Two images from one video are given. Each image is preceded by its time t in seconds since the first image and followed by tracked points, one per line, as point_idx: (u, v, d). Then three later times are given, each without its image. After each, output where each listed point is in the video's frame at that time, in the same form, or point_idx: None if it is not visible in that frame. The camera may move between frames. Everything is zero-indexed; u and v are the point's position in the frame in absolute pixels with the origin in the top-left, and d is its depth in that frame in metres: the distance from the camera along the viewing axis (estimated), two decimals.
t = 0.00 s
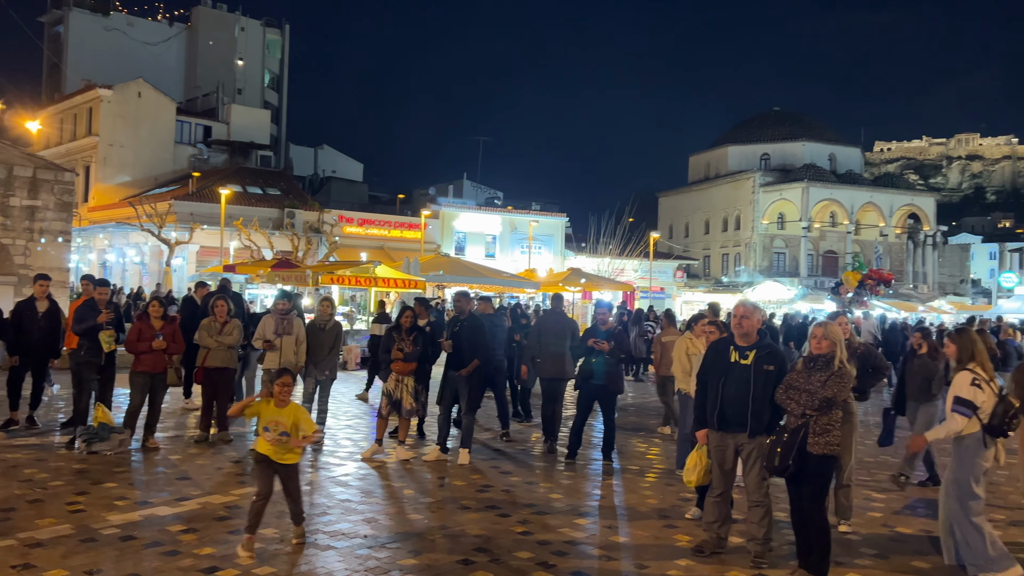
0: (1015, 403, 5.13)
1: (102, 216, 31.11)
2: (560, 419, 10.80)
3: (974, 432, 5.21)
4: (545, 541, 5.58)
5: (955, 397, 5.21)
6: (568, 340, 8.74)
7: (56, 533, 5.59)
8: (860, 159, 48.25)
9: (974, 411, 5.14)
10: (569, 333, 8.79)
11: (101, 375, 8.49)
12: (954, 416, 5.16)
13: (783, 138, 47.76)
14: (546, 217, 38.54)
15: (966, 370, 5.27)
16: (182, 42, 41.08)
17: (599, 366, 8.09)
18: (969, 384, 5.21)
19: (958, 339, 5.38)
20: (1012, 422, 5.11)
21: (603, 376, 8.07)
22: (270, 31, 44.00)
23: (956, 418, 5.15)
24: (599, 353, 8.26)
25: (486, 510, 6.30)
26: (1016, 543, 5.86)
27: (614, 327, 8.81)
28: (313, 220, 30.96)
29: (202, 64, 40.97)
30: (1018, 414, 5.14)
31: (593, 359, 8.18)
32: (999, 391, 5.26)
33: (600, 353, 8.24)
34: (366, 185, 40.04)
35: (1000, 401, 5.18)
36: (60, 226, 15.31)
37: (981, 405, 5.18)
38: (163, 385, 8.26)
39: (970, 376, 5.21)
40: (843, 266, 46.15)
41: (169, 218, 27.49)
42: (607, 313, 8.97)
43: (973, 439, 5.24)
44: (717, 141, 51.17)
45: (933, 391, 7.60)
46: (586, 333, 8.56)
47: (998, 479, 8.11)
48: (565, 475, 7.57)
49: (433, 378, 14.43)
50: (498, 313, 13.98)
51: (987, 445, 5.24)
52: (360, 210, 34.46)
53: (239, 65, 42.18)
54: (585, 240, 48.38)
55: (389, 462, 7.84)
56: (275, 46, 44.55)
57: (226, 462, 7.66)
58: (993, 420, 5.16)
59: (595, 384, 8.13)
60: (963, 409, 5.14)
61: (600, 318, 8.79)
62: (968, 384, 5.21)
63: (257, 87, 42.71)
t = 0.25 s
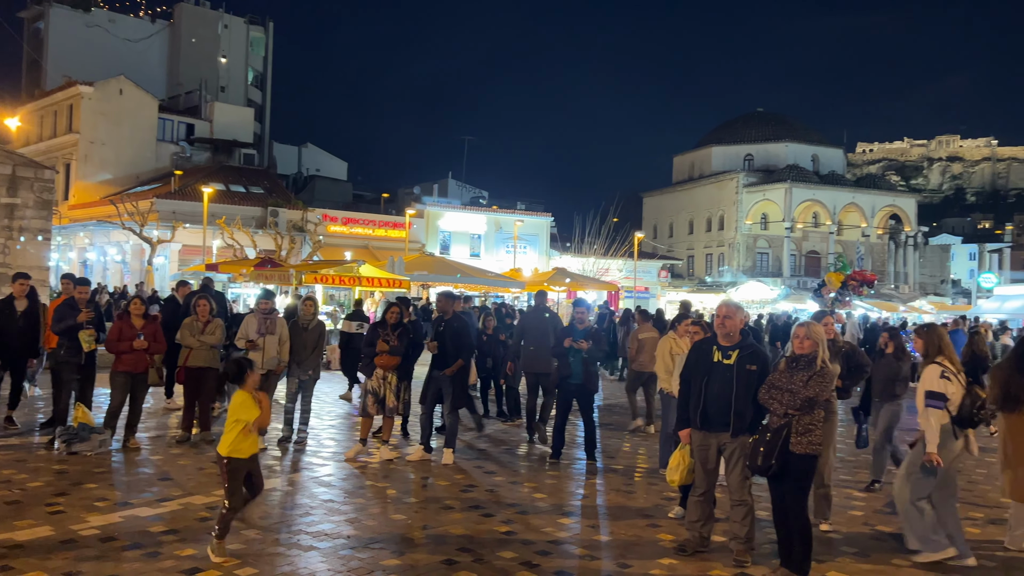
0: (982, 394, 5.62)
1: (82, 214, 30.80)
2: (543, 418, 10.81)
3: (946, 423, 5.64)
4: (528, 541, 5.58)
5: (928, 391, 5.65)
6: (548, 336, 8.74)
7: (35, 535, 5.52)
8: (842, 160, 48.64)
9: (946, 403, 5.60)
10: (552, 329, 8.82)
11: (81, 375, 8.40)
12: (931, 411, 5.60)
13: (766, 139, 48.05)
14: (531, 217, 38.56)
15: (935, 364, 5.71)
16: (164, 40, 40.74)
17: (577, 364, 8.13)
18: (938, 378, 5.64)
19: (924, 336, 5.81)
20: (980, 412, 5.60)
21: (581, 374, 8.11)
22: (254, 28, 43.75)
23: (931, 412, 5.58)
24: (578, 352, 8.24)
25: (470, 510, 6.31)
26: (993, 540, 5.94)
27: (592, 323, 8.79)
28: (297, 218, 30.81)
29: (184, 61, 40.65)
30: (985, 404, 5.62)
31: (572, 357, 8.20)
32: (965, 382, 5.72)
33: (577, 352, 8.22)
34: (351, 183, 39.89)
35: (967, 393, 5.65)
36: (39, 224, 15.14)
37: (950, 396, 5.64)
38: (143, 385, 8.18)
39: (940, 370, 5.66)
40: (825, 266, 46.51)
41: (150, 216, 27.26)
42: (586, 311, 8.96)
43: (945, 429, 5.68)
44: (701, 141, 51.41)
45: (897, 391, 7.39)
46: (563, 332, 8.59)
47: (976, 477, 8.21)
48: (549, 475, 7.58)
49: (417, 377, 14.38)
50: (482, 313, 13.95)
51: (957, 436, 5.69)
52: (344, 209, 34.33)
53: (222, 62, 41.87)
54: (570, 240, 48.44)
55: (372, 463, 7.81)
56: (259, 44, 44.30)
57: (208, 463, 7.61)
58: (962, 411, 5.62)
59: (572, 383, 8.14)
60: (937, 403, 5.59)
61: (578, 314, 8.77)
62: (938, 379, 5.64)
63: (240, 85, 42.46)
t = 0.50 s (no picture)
0: (946, 396, 5.57)
1: (60, 212, 30.45)
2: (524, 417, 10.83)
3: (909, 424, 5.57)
4: (510, 540, 5.58)
5: (894, 390, 5.61)
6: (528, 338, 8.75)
7: (9, 537, 5.45)
8: (822, 161, 49.04)
9: (911, 402, 5.55)
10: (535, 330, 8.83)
11: (57, 375, 8.31)
12: (896, 409, 5.55)
13: (748, 140, 48.39)
14: (514, 217, 38.55)
15: (901, 365, 5.69)
16: (144, 36, 40.37)
17: (552, 365, 8.17)
18: (904, 378, 5.62)
19: (890, 336, 5.79)
20: (942, 414, 5.54)
21: (555, 375, 8.16)
22: (235, 26, 43.44)
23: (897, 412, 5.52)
24: (553, 353, 8.27)
25: (451, 510, 6.30)
26: (968, 538, 6.01)
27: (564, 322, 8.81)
28: (278, 217, 30.62)
29: (164, 58, 40.29)
30: (948, 406, 5.56)
31: (547, 357, 8.23)
32: (931, 384, 5.68)
33: (553, 353, 8.27)
34: (333, 182, 39.73)
35: (931, 394, 5.60)
36: (16, 222, 14.97)
37: (916, 398, 5.60)
38: (121, 385, 8.11)
39: (905, 370, 5.63)
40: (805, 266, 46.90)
41: (129, 214, 26.99)
42: (562, 310, 9.03)
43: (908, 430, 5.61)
44: (682, 142, 51.67)
45: (861, 390, 7.47)
46: (539, 331, 8.57)
47: (951, 475, 8.31)
48: (531, 475, 7.59)
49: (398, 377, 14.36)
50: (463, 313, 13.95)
51: (919, 437, 5.64)
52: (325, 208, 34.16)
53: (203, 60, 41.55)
54: (552, 241, 48.53)
55: (353, 463, 7.79)
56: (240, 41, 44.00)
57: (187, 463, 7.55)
58: (927, 412, 5.57)
59: (547, 384, 8.16)
60: (904, 402, 5.54)
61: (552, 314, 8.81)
62: (904, 378, 5.62)
63: (221, 83, 42.16)
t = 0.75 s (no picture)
0: (915, 394, 5.54)
1: (40, 210, 30.13)
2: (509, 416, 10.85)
3: (877, 421, 5.56)
4: (494, 540, 5.58)
5: (864, 387, 5.62)
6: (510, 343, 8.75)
7: None
8: (805, 162, 49.39)
9: (880, 399, 5.56)
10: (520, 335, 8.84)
11: (37, 375, 8.22)
12: (865, 406, 5.57)
13: (732, 141, 48.63)
14: (499, 216, 38.55)
15: (873, 363, 5.66)
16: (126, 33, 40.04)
17: (533, 365, 8.23)
18: (875, 376, 5.61)
19: (865, 333, 5.74)
20: (914, 411, 5.50)
21: (537, 374, 8.23)
22: (218, 23, 43.18)
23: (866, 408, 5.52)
24: (536, 353, 8.31)
25: (435, 510, 6.29)
26: (949, 536, 6.06)
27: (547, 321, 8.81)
28: (261, 216, 30.44)
29: (147, 56, 39.97)
30: (919, 403, 5.52)
31: (528, 357, 8.27)
32: (902, 381, 5.66)
33: (534, 352, 8.31)
34: (317, 181, 39.57)
35: (902, 391, 5.58)
36: None
37: (886, 395, 5.59)
38: (103, 385, 8.03)
39: (876, 368, 5.61)
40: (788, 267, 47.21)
41: (111, 213, 26.76)
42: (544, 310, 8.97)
43: (878, 427, 5.60)
44: (667, 143, 51.85)
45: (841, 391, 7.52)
46: (520, 331, 8.58)
47: (931, 474, 8.38)
48: (515, 475, 7.59)
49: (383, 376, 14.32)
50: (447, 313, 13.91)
51: (891, 433, 5.61)
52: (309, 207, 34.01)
53: (186, 58, 41.26)
54: (538, 241, 48.57)
55: (338, 463, 7.77)
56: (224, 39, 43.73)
57: (169, 464, 7.50)
58: (897, 409, 5.54)
59: (528, 384, 8.23)
60: (871, 399, 5.55)
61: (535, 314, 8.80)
62: (874, 375, 5.61)
63: (205, 81, 41.88)
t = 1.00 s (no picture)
0: (882, 393, 5.64)
1: (17, 207, 29.74)
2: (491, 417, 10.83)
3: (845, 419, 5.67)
4: (475, 540, 5.57)
5: (831, 388, 5.66)
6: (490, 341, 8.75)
7: None
8: (786, 164, 49.78)
9: (849, 401, 5.61)
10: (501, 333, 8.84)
11: (13, 375, 8.11)
12: (832, 406, 5.62)
13: (713, 142, 48.90)
14: (482, 216, 38.52)
15: (840, 362, 5.69)
16: (105, 29, 39.59)
17: (513, 363, 8.24)
18: (843, 375, 5.65)
19: (834, 332, 5.76)
20: (879, 410, 5.63)
21: (517, 373, 8.26)
22: (199, 20, 42.84)
23: (831, 407, 5.60)
24: (516, 353, 8.30)
25: (416, 510, 6.28)
26: (926, 534, 6.13)
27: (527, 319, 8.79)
28: (242, 214, 30.21)
29: (126, 52, 39.56)
30: (884, 401, 5.66)
31: (508, 356, 8.26)
32: (869, 379, 5.72)
33: (514, 352, 8.29)
34: (298, 179, 39.35)
35: (869, 390, 5.66)
36: None
37: (852, 395, 5.64)
38: (80, 385, 7.94)
39: (843, 367, 5.64)
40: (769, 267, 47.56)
41: (89, 210, 26.47)
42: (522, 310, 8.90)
43: (846, 424, 5.72)
44: (650, 143, 52.03)
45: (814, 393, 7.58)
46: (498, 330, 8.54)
47: (908, 472, 8.48)
48: (496, 474, 7.59)
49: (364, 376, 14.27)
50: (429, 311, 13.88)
51: (857, 431, 5.74)
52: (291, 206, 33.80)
53: (166, 54, 40.89)
54: (520, 240, 48.59)
55: (319, 463, 7.73)
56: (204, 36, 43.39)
57: (147, 464, 7.44)
58: (865, 408, 5.63)
59: (508, 382, 8.27)
60: (839, 401, 5.60)
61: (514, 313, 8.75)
62: (841, 375, 5.65)
63: (185, 78, 41.52)
